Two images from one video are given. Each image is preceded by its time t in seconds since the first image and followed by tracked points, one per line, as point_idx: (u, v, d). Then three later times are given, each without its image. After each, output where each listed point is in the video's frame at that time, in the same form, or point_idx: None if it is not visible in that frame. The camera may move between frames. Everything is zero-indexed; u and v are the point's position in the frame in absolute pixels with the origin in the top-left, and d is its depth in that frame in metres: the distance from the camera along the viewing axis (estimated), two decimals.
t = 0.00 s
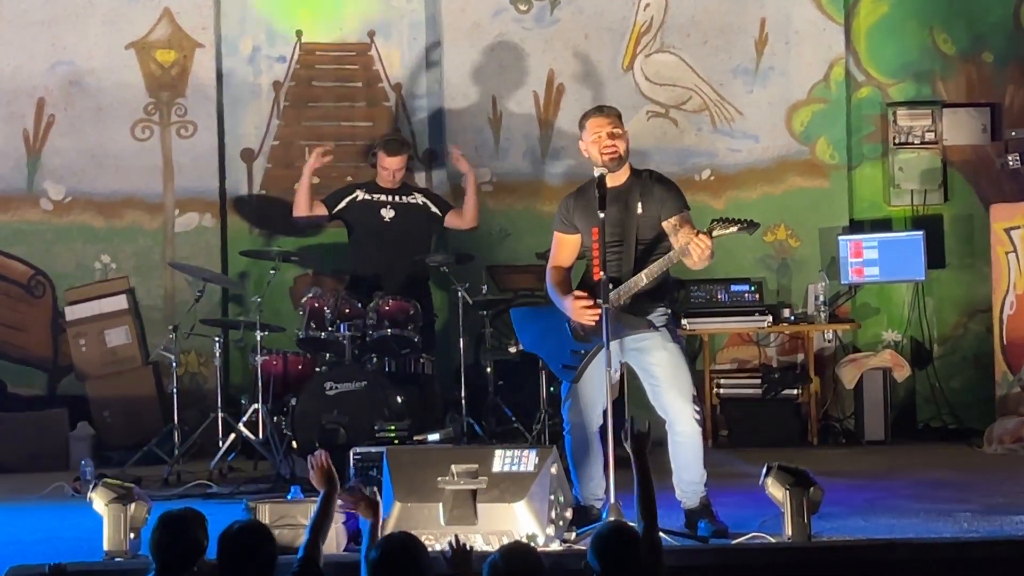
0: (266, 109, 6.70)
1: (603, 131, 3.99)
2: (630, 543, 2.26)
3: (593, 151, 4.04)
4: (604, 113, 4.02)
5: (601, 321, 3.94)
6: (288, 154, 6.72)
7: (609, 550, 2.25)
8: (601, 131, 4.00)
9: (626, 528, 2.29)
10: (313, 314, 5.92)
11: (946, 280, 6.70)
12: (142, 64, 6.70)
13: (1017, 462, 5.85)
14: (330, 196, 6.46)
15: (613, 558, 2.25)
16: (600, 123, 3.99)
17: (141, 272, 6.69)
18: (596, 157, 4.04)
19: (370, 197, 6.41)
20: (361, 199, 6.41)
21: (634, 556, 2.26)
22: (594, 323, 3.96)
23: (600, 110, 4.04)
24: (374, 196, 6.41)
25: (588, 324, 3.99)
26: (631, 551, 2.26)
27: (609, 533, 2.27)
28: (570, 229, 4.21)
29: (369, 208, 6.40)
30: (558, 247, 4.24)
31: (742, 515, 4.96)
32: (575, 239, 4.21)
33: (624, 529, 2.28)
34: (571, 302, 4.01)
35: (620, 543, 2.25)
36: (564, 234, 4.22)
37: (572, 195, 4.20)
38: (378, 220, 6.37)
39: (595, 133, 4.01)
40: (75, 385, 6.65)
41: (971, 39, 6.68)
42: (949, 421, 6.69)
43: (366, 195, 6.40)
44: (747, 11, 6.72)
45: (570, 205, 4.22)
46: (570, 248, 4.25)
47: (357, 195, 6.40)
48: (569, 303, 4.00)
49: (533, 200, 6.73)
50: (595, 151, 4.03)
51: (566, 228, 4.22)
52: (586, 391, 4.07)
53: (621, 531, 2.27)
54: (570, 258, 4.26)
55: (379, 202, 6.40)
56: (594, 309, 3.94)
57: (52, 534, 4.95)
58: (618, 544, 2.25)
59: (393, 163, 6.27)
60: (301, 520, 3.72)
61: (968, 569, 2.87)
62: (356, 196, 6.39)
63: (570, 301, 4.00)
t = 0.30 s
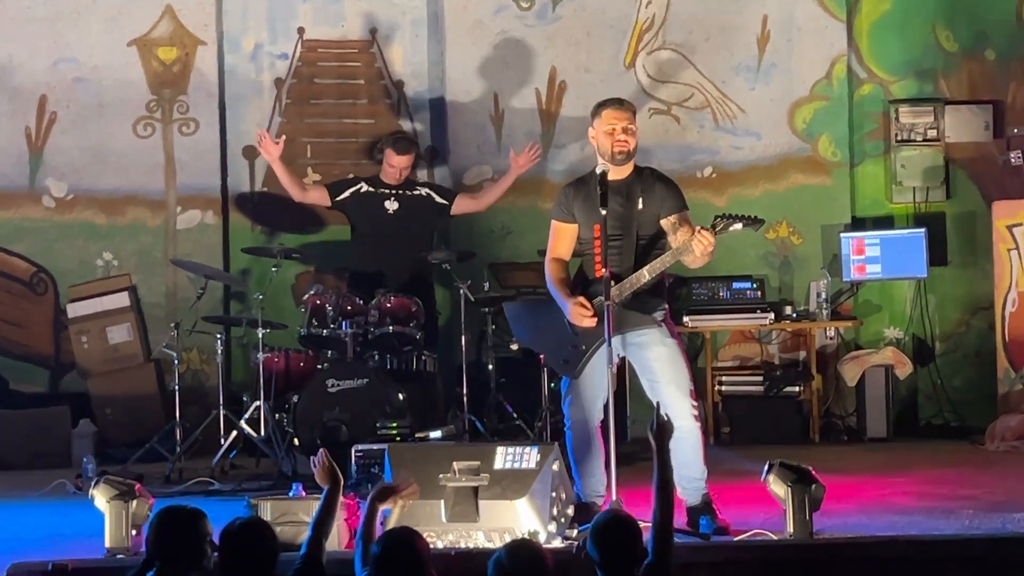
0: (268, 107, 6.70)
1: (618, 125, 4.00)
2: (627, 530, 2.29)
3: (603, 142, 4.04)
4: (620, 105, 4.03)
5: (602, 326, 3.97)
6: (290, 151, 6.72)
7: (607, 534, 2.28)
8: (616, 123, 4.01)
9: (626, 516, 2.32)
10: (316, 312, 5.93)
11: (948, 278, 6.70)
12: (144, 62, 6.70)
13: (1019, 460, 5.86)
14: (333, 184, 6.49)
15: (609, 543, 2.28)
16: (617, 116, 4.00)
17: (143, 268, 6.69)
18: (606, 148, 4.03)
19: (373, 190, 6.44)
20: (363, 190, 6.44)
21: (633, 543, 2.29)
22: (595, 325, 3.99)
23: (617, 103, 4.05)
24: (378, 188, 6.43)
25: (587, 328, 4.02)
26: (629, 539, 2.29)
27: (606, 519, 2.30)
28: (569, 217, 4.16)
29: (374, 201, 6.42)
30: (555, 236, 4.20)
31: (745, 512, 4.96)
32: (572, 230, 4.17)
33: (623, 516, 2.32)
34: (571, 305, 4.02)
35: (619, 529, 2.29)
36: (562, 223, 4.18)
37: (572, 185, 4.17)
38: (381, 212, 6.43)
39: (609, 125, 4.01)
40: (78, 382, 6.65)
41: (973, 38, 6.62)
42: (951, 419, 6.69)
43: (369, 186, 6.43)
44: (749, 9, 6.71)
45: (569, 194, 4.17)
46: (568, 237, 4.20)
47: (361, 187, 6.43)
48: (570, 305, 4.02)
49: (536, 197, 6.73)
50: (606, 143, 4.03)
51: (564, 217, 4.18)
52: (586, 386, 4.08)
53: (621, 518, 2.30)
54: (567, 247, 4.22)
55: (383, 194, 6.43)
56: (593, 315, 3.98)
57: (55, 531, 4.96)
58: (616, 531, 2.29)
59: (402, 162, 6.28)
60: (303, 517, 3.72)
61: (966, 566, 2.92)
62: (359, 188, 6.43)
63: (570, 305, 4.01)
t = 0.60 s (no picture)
0: (271, 102, 6.70)
1: (620, 122, 4.00)
2: (626, 523, 2.30)
3: (604, 139, 4.03)
4: (624, 103, 4.01)
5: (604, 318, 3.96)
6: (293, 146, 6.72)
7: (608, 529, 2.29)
8: (619, 121, 4.00)
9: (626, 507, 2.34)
10: (318, 307, 5.93)
11: (950, 274, 6.69)
12: (147, 58, 6.69)
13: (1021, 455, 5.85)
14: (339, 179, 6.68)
15: (610, 537, 2.29)
16: (620, 114, 3.99)
17: (145, 264, 6.69)
18: (607, 146, 4.03)
19: (382, 185, 6.64)
20: (373, 185, 6.63)
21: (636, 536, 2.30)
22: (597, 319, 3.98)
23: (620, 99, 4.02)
24: (387, 185, 6.62)
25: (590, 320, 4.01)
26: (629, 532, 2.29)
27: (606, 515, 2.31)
28: (567, 214, 4.16)
29: (382, 197, 6.62)
30: (553, 232, 4.19)
31: (748, 508, 4.96)
32: (571, 226, 4.17)
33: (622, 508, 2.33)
34: (573, 298, 4.02)
35: (619, 522, 2.29)
36: (560, 219, 4.17)
37: (570, 181, 4.16)
38: (390, 210, 6.61)
39: (611, 122, 4.01)
40: (80, 377, 6.65)
41: (976, 32, 6.62)
42: (954, 414, 6.69)
43: (378, 182, 6.63)
44: (752, 4, 6.71)
45: (568, 189, 4.17)
46: (566, 232, 4.19)
47: (370, 183, 6.63)
48: (572, 298, 4.01)
49: (538, 193, 6.73)
50: (607, 140, 4.02)
51: (563, 213, 4.17)
52: (587, 380, 4.08)
53: (619, 511, 2.31)
54: (565, 242, 4.21)
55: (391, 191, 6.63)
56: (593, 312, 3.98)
57: (56, 527, 4.95)
58: (616, 523, 2.29)
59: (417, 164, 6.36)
60: (305, 513, 3.72)
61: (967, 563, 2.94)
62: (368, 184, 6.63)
63: (572, 298, 4.01)
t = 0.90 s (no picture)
0: (272, 98, 6.70)
1: (620, 124, 4.00)
2: (626, 518, 2.29)
3: (604, 141, 4.03)
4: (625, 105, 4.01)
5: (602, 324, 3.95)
6: (294, 142, 6.71)
7: (608, 525, 2.29)
8: (620, 123, 4.00)
9: (625, 503, 2.34)
10: (319, 303, 5.96)
11: (951, 269, 6.69)
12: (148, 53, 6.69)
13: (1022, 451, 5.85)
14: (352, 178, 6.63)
15: (611, 534, 2.28)
16: (620, 115, 3.99)
17: (146, 260, 6.69)
18: (608, 147, 4.02)
19: (398, 182, 6.50)
20: (389, 182, 6.51)
21: (636, 531, 2.29)
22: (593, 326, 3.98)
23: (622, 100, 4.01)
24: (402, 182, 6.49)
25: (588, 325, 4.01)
26: (629, 527, 2.29)
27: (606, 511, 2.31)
28: (565, 213, 4.16)
29: (396, 195, 6.49)
30: (551, 232, 4.19)
31: (749, 503, 4.97)
32: (568, 225, 4.16)
33: (621, 503, 2.33)
34: (571, 303, 4.01)
35: (619, 518, 2.29)
36: (558, 219, 4.16)
37: (568, 180, 4.16)
38: (405, 207, 6.47)
39: (612, 124, 4.00)
40: (81, 373, 6.66)
41: (977, 27, 6.64)
42: (955, 410, 6.69)
43: (394, 180, 6.49)
44: None
45: (565, 188, 4.17)
46: (564, 232, 4.18)
47: (386, 180, 6.50)
48: (570, 302, 4.01)
49: (539, 188, 6.73)
50: (608, 141, 4.02)
51: (560, 213, 4.17)
52: (587, 376, 4.07)
53: (618, 507, 2.31)
54: (563, 242, 4.20)
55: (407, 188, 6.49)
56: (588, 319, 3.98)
57: (56, 522, 4.96)
58: (615, 518, 2.29)
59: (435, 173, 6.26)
60: (305, 508, 3.72)
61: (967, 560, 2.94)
62: (384, 181, 6.51)
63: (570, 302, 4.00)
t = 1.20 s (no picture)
0: (271, 93, 6.69)
1: (623, 124, 3.99)
2: (624, 516, 2.29)
3: (606, 141, 4.02)
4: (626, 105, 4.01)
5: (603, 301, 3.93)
6: (293, 137, 6.71)
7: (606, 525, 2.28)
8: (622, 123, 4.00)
9: (624, 498, 2.33)
10: (317, 298, 5.96)
11: (951, 265, 6.68)
12: (147, 48, 6.69)
13: (1021, 448, 5.85)
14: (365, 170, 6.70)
15: (609, 532, 2.28)
16: (621, 116, 3.99)
17: (145, 255, 6.69)
18: (610, 147, 4.02)
19: (410, 177, 6.58)
20: (400, 177, 6.60)
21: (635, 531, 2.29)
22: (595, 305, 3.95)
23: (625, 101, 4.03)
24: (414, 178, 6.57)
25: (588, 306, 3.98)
26: (628, 524, 2.28)
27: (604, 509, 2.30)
28: (563, 213, 4.15)
29: (408, 190, 6.56)
30: (549, 231, 4.19)
31: (747, 499, 4.97)
32: (566, 225, 4.16)
33: (619, 500, 2.32)
34: (571, 285, 3.98)
35: (617, 517, 2.28)
36: (555, 219, 4.17)
37: (568, 181, 4.15)
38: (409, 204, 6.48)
39: (613, 124, 4.00)
40: (80, 368, 6.65)
41: (976, 24, 6.63)
42: (954, 406, 6.69)
43: (407, 174, 6.58)
44: None
45: (564, 188, 4.17)
46: (562, 231, 4.18)
47: (398, 175, 6.60)
48: (570, 285, 3.98)
49: (538, 184, 6.73)
50: (610, 141, 4.01)
51: (558, 213, 4.17)
52: (584, 374, 4.06)
53: (617, 506, 2.30)
54: (561, 241, 4.20)
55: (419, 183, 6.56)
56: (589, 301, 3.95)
57: (55, 517, 4.97)
58: (614, 517, 2.28)
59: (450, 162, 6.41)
60: (304, 503, 3.71)
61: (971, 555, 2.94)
62: (396, 176, 6.59)
63: (570, 284, 3.97)
